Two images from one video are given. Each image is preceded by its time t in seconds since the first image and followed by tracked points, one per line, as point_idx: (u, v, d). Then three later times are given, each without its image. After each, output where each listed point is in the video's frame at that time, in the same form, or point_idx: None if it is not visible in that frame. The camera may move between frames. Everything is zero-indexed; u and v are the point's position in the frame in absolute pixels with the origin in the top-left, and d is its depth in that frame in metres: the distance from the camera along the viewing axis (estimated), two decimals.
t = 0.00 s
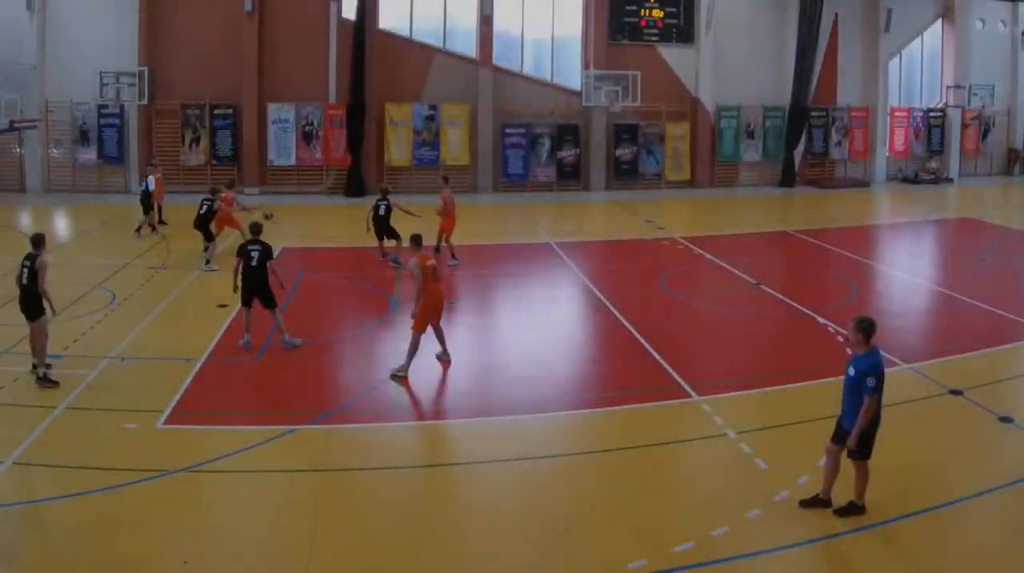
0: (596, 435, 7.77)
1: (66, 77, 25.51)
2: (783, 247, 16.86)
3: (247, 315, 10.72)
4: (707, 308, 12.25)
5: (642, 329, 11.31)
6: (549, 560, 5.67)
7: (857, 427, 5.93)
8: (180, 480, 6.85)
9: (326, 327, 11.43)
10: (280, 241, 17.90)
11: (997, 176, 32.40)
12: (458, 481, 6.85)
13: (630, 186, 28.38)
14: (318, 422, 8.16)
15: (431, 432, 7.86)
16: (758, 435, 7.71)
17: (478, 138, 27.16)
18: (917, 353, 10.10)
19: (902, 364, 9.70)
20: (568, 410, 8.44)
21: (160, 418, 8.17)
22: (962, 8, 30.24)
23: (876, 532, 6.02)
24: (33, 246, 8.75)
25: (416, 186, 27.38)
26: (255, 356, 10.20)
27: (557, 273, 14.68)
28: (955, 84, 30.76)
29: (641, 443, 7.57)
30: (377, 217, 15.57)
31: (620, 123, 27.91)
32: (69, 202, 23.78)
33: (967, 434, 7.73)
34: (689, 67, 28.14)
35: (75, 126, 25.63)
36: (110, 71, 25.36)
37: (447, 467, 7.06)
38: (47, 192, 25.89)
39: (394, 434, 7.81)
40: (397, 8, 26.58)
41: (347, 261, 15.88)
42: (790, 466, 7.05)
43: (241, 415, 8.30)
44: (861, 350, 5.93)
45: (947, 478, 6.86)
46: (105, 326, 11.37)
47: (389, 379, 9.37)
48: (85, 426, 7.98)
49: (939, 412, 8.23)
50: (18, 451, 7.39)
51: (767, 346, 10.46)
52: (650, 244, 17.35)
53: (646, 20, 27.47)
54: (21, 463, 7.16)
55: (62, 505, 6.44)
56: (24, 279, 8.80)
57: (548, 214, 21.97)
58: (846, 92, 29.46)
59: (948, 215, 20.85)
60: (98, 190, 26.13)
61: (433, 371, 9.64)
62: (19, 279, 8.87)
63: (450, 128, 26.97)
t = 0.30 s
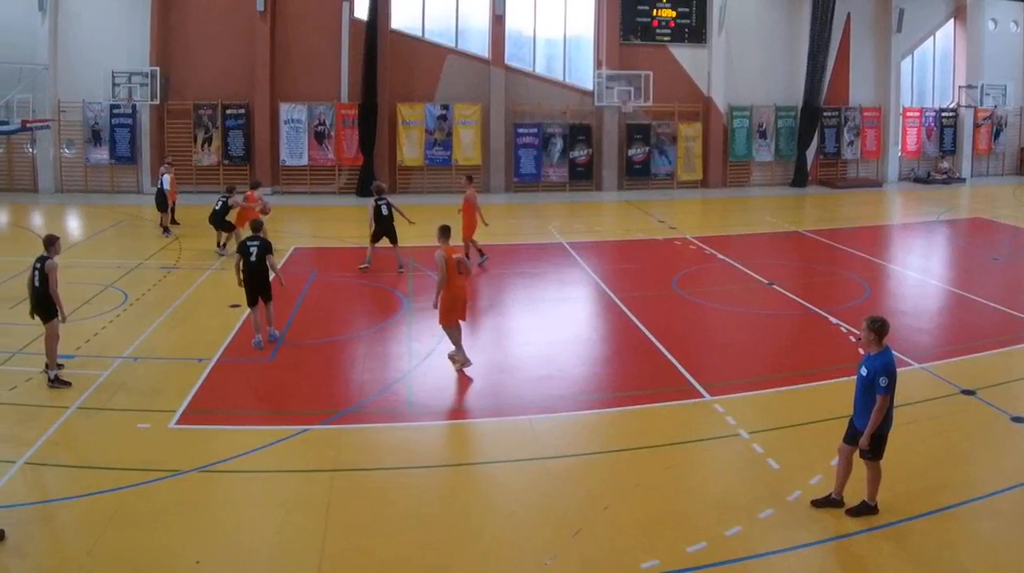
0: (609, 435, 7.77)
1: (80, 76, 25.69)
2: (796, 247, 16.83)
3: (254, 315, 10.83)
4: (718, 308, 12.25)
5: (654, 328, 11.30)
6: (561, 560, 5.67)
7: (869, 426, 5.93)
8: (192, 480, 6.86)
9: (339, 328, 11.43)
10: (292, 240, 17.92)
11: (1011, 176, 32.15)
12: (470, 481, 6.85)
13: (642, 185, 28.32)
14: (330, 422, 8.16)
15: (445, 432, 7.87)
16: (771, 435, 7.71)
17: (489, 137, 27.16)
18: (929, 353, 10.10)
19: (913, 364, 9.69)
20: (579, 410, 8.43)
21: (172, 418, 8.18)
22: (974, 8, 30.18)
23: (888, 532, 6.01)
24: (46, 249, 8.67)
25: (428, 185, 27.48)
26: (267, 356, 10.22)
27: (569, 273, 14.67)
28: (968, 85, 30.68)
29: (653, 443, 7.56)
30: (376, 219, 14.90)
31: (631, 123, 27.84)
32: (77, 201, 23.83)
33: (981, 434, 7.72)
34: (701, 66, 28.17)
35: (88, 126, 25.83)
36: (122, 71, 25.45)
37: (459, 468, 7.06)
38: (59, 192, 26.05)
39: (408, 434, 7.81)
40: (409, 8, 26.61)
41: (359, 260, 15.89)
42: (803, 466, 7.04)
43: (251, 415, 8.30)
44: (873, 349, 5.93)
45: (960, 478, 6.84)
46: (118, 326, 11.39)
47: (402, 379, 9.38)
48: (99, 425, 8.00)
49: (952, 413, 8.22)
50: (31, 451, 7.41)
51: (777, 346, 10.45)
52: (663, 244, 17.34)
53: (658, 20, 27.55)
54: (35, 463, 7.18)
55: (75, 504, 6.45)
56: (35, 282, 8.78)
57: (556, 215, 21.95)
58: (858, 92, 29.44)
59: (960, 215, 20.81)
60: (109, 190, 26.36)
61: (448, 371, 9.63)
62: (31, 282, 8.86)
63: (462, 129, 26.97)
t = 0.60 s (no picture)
0: (622, 435, 7.77)
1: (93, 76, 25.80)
2: (809, 247, 16.83)
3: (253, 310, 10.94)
4: (730, 308, 12.25)
5: (667, 329, 11.31)
6: (574, 559, 5.67)
7: (882, 426, 5.92)
8: (204, 480, 6.86)
9: (352, 328, 11.43)
10: (305, 240, 17.93)
11: None
12: (483, 481, 6.85)
13: (655, 185, 28.30)
14: (343, 422, 8.16)
15: (458, 432, 7.87)
16: (784, 435, 7.71)
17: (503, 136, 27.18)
18: (942, 352, 10.10)
19: (927, 364, 9.69)
20: (592, 410, 8.43)
21: (185, 418, 8.18)
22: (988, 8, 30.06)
23: (901, 532, 6.02)
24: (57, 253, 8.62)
25: (441, 185, 27.51)
26: (281, 356, 10.22)
27: (582, 274, 14.67)
28: (982, 85, 30.35)
29: (666, 443, 7.57)
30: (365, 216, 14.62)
31: (645, 123, 27.83)
32: (90, 201, 23.83)
33: (996, 435, 7.71)
34: (714, 67, 28.12)
35: (101, 127, 25.92)
36: (135, 71, 25.47)
37: (472, 468, 7.06)
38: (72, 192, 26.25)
39: (422, 434, 7.82)
40: (422, 8, 26.66)
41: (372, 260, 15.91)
42: (816, 467, 7.04)
43: (264, 415, 8.31)
44: (887, 349, 5.93)
45: (974, 479, 6.84)
46: (130, 326, 11.40)
47: (415, 379, 9.39)
48: (112, 425, 8.01)
49: (966, 413, 8.22)
50: (46, 451, 7.42)
51: (789, 347, 10.45)
52: (676, 244, 17.35)
53: (671, 20, 27.51)
54: (48, 463, 7.18)
55: (88, 505, 6.45)
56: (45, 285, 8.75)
57: (566, 214, 21.98)
58: (872, 92, 29.40)
59: (974, 215, 20.77)
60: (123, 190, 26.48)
61: (461, 371, 9.65)
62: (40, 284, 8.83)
63: (475, 129, 26.99)
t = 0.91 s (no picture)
0: (634, 435, 7.77)
1: (105, 76, 25.87)
2: (822, 247, 16.83)
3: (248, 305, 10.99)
4: (742, 308, 12.25)
5: (679, 328, 11.31)
6: (586, 559, 5.67)
7: (894, 426, 5.93)
8: (216, 480, 6.86)
9: (365, 328, 11.43)
10: (317, 240, 17.93)
11: None
12: (495, 481, 6.84)
13: (667, 185, 28.28)
14: (355, 422, 8.16)
15: (470, 432, 7.87)
16: (796, 435, 7.71)
17: (515, 136, 27.19)
18: (954, 353, 10.10)
19: (938, 364, 9.69)
20: (605, 410, 8.43)
21: (198, 418, 8.18)
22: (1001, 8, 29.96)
23: (913, 531, 6.02)
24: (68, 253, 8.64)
25: (453, 185, 27.52)
26: (293, 356, 10.22)
27: (594, 273, 14.67)
28: (993, 85, 30.31)
29: (677, 443, 7.56)
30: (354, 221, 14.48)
31: (657, 123, 27.84)
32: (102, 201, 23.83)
33: (1009, 435, 7.72)
34: (727, 67, 28.11)
35: (113, 127, 25.98)
36: (147, 71, 25.58)
37: (484, 468, 7.06)
38: (84, 192, 26.28)
39: (435, 435, 7.81)
40: (434, 8, 26.67)
41: (386, 260, 15.91)
42: (829, 467, 7.04)
43: (277, 415, 8.31)
44: (899, 349, 5.93)
45: (987, 479, 6.84)
46: (142, 326, 11.40)
47: (427, 379, 9.39)
48: (124, 425, 8.01)
49: (977, 413, 8.23)
50: (57, 451, 7.42)
51: (801, 347, 10.44)
52: (688, 244, 17.35)
53: (683, 20, 27.52)
54: (60, 463, 7.19)
55: (99, 505, 6.46)
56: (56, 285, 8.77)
57: (574, 215, 21.99)
58: (884, 92, 29.35)
59: (985, 215, 20.76)
60: (135, 190, 26.48)
61: (473, 371, 9.65)
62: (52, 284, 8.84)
63: (487, 129, 27.02)
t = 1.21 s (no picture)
0: (647, 435, 7.77)
1: (118, 76, 25.90)
2: (835, 247, 16.82)
3: (255, 303, 11.08)
4: (755, 308, 12.25)
5: (692, 328, 11.30)
6: (599, 559, 5.67)
7: (907, 427, 5.93)
8: (229, 480, 6.86)
9: (378, 328, 11.44)
10: (329, 240, 17.94)
11: None
12: (508, 481, 6.84)
13: (680, 185, 28.27)
14: (369, 422, 8.16)
15: (484, 432, 7.87)
16: (810, 435, 7.71)
17: (529, 137, 27.18)
18: (966, 353, 10.09)
19: (951, 364, 9.69)
20: (618, 410, 8.43)
21: (211, 418, 8.18)
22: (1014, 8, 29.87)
23: (927, 531, 6.02)
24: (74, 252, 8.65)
25: (466, 185, 27.53)
26: (306, 356, 10.21)
27: (607, 274, 14.68)
28: (1007, 84, 30.22)
29: (689, 443, 7.56)
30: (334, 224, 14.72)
31: (671, 123, 27.83)
32: (115, 201, 23.85)
33: None
34: (741, 67, 28.08)
35: (126, 127, 26.00)
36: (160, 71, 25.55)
37: (497, 468, 7.06)
38: (97, 192, 26.30)
39: (448, 435, 7.80)
40: (448, 8, 26.70)
41: (398, 261, 15.90)
42: (842, 467, 7.04)
43: (290, 415, 8.31)
44: (912, 349, 5.93)
45: (1001, 479, 6.84)
46: (155, 326, 11.40)
47: (440, 379, 9.39)
48: (138, 425, 8.01)
49: (991, 413, 8.23)
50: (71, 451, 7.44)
51: (813, 347, 10.44)
52: (702, 244, 17.35)
53: (696, 20, 27.50)
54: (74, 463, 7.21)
55: (112, 504, 6.46)
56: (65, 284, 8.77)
57: (585, 214, 22.02)
58: (897, 92, 29.32)
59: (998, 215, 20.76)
60: (148, 189, 26.53)
61: (485, 371, 9.65)
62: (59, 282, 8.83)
63: (500, 129, 27.01)
